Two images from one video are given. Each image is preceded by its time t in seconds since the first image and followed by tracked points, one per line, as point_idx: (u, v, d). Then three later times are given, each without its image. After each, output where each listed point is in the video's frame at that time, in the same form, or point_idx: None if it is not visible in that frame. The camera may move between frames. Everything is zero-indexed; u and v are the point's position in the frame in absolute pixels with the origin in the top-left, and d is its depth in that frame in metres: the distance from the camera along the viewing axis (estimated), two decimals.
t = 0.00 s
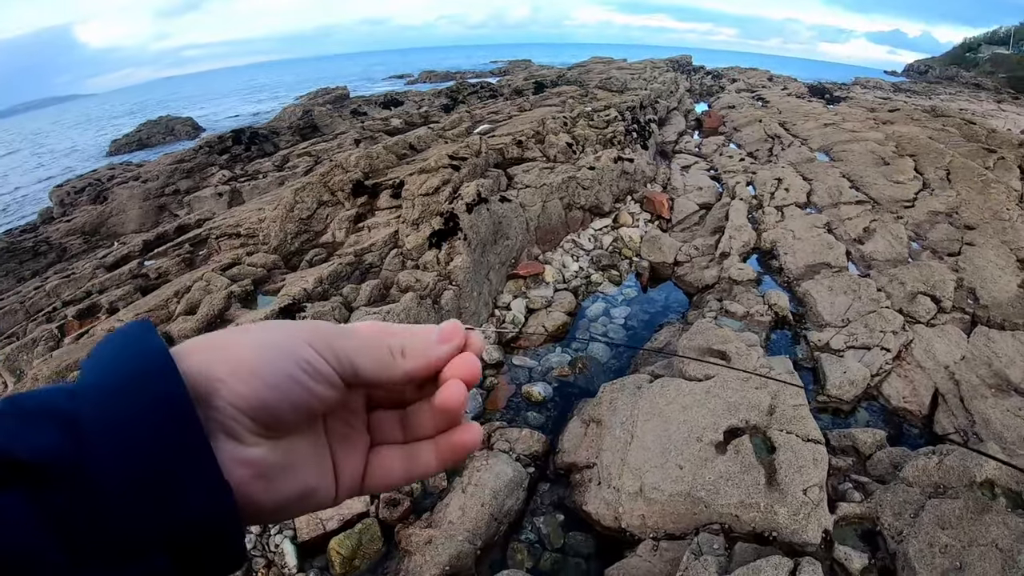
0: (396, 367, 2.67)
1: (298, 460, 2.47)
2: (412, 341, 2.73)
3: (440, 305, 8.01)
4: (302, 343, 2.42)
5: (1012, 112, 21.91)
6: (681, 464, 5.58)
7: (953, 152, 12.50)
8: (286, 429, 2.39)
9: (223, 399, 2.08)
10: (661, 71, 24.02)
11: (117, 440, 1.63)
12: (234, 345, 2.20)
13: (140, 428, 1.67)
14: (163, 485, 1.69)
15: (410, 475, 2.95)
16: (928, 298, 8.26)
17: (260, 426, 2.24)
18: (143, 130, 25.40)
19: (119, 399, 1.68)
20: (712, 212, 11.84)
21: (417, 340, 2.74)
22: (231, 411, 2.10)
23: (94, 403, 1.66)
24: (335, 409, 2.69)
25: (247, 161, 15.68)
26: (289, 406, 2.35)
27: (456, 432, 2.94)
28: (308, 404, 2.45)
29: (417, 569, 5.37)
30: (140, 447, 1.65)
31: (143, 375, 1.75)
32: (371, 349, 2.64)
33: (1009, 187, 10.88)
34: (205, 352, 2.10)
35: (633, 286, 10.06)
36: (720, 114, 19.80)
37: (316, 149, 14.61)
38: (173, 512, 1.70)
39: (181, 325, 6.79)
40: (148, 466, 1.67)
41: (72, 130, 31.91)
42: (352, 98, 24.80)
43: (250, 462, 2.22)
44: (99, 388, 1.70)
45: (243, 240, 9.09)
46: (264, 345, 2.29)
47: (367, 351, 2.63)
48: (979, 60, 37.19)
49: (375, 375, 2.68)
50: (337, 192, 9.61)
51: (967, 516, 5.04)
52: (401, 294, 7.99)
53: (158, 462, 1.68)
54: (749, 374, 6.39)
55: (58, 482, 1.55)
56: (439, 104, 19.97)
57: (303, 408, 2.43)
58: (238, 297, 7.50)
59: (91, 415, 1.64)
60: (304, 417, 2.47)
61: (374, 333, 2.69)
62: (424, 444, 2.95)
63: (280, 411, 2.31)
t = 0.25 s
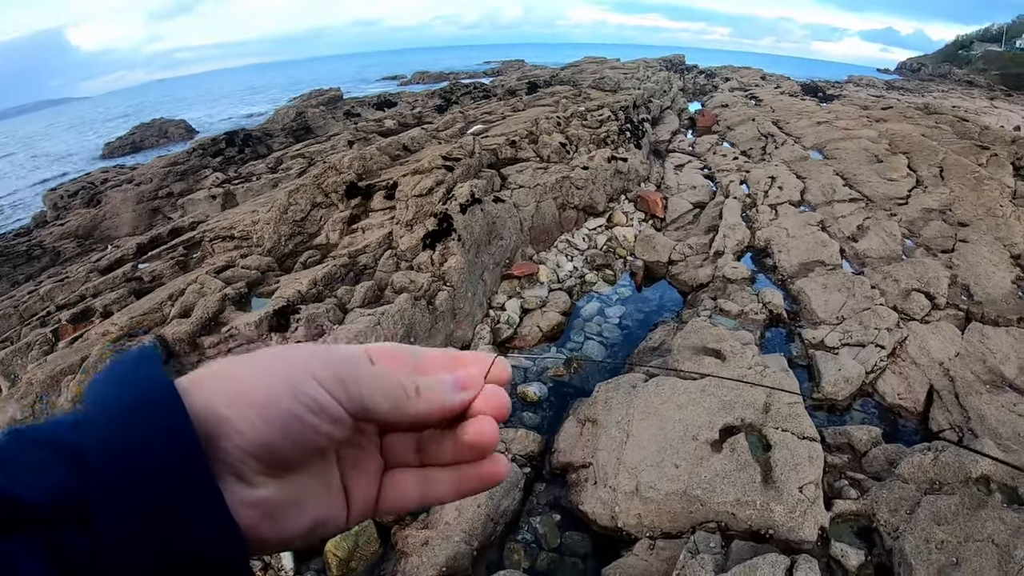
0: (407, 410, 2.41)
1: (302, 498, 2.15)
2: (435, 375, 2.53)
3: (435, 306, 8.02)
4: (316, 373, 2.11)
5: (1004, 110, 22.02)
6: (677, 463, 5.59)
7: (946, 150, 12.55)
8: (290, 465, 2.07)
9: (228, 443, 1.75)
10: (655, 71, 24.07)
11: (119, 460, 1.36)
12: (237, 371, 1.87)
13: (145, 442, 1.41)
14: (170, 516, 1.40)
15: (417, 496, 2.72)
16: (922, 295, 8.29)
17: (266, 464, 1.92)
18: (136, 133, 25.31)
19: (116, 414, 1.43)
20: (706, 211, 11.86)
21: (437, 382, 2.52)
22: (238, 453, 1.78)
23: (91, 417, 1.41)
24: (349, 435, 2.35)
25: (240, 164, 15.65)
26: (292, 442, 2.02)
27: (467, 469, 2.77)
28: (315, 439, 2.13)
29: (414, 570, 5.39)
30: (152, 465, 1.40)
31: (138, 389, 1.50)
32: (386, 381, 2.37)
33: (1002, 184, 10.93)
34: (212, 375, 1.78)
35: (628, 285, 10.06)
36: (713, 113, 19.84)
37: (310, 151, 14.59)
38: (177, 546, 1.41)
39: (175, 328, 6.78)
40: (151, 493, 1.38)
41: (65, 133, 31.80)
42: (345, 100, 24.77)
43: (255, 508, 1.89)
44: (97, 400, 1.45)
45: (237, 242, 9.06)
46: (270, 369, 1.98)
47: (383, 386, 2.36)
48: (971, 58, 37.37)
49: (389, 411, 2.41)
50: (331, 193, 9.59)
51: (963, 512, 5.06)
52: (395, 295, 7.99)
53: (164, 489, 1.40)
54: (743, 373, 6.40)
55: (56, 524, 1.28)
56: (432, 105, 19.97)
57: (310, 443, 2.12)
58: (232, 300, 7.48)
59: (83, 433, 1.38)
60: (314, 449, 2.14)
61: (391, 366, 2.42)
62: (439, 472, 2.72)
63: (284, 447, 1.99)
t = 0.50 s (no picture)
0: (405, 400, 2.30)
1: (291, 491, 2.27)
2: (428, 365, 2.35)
3: (432, 309, 8.03)
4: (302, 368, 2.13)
5: (1000, 111, 22.10)
6: (675, 465, 5.60)
7: (942, 151, 12.60)
8: (281, 459, 2.17)
9: (220, 435, 1.89)
10: (651, 74, 24.12)
11: (103, 462, 1.46)
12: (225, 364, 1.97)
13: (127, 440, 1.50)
14: (154, 515, 1.52)
15: (408, 500, 2.68)
16: (919, 296, 8.32)
17: (254, 458, 2.03)
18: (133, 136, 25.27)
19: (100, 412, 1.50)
20: (703, 213, 11.87)
21: (436, 372, 2.34)
22: (229, 446, 1.92)
23: (77, 414, 1.50)
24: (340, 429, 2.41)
25: (237, 167, 15.63)
26: (283, 439, 2.11)
27: (459, 475, 2.66)
28: (306, 436, 2.19)
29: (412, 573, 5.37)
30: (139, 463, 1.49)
31: (125, 384, 1.57)
32: (379, 370, 2.28)
33: (998, 185, 10.98)
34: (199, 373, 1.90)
35: (625, 287, 10.06)
36: (710, 115, 19.88)
37: (307, 154, 14.58)
38: (167, 542, 1.55)
39: (173, 331, 6.78)
40: (136, 490, 1.49)
41: (61, 136, 31.73)
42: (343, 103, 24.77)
43: (244, 498, 2.06)
44: (81, 397, 1.53)
45: (234, 245, 9.05)
46: (256, 363, 2.04)
47: (377, 380, 2.27)
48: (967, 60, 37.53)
49: (385, 403, 2.31)
50: (328, 196, 9.59)
51: (960, 512, 5.07)
52: (393, 298, 7.99)
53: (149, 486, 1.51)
54: (741, 374, 6.41)
55: (52, 520, 1.43)
56: (430, 108, 19.99)
57: (301, 441, 2.18)
58: (230, 303, 7.49)
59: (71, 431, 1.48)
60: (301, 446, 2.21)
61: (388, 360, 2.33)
62: (427, 475, 2.64)
63: (271, 443, 2.06)
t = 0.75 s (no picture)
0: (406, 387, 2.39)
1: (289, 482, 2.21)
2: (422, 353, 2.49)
3: (431, 312, 8.04)
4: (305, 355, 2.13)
5: (998, 115, 22.17)
6: (674, 468, 5.61)
7: (940, 155, 12.64)
8: (281, 447, 2.13)
9: (222, 422, 1.86)
10: (650, 77, 24.18)
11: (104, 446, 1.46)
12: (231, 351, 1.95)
13: (128, 425, 1.50)
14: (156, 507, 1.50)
15: (391, 494, 2.65)
16: (917, 300, 8.34)
17: (254, 446, 1.99)
18: (133, 137, 25.30)
19: (99, 396, 1.51)
20: (702, 217, 11.89)
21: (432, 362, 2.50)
22: (228, 434, 1.88)
23: (76, 400, 1.50)
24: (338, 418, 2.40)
25: (237, 169, 15.65)
26: (286, 428, 2.09)
27: (445, 470, 2.72)
28: (307, 424, 2.18)
29: None
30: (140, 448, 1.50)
31: (123, 370, 1.57)
32: (379, 360, 2.32)
33: (996, 189, 11.02)
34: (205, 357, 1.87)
35: (624, 291, 10.06)
36: (709, 119, 19.92)
37: (306, 157, 14.60)
38: (170, 535, 1.53)
39: (172, 334, 6.80)
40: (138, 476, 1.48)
41: (60, 138, 31.76)
42: (342, 106, 24.81)
43: (242, 487, 2.01)
44: (80, 388, 1.52)
45: (234, 248, 9.06)
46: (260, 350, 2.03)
47: (377, 369, 2.30)
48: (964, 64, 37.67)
49: (384, 393, 2.36)
50: (328, 200, 9.61)
51: (958, 515, 5.08)
52: (392, 302, 8.00)
53: (151, 471, 1.51)
54: (739, 379, 6.43)
55: (50, 508, 1.41)
56: (429, 111, 20.02)
57: (301, 429, 2.17)
58: (229, 307, 7.50)
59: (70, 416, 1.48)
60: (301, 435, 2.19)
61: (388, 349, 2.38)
62: (416, 471, 2.65)
63: (272, 431, 2.04)
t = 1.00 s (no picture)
0: (420, 302, 2.30)
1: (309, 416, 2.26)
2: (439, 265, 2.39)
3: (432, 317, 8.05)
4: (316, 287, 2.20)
5: (998, 120, 22.22)
6: (674, 473, 5.62)
7: (940, 160, 12.67)
8: (298, 382, 2.19)
9: (234, 353, 1.96)
10: (650, 81, 24.22)
11: (117, 391, 1.57)
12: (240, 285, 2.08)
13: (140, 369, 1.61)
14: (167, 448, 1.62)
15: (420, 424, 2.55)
16: (916, 305, 8.37)
17: (271, 377, 2.07)
18: (133, 139, 25.33)
19: (109, 342, 1.62)
20: (702, 221, 11.91)
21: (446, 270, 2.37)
22: (243, 366, 1.97)
23: (84, 350, 1.61)
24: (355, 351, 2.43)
25: (238, 172, 15.68)
26: (301, 357, 2.15)
27: (470, 389, 2.54)
28: (323, 353, 2.22)
29: None
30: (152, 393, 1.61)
31: (129, 321, 1.67)
32: (389, 280, 2.29)
33: (995, 195, 11.06)
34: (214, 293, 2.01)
35: (624, 296, 10.07)
36: (709, 123, 19.95)
37: (307, 160, 14.62)
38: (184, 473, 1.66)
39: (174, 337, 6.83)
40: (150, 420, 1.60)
41: (61, 138, 31.79)
42: (343, 109, 24.84)
43: (263, 419, 2.07)
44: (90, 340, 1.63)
45: (235, 252, 9.08)
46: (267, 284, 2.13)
47: (387, 290, 2.28)
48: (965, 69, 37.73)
49: (398, 312, 2.31)
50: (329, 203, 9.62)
51: (956, 520, 5.09)
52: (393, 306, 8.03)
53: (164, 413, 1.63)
54: (739, 384, 6.43)
55: (61, 451, 1.49)
56: (430, 115, 20.06)
57: (318, 359, 2.21)
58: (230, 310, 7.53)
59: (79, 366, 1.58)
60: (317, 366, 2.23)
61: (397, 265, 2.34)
62: (440, 394, 2.54)
63: (285, 360, 2.09)
